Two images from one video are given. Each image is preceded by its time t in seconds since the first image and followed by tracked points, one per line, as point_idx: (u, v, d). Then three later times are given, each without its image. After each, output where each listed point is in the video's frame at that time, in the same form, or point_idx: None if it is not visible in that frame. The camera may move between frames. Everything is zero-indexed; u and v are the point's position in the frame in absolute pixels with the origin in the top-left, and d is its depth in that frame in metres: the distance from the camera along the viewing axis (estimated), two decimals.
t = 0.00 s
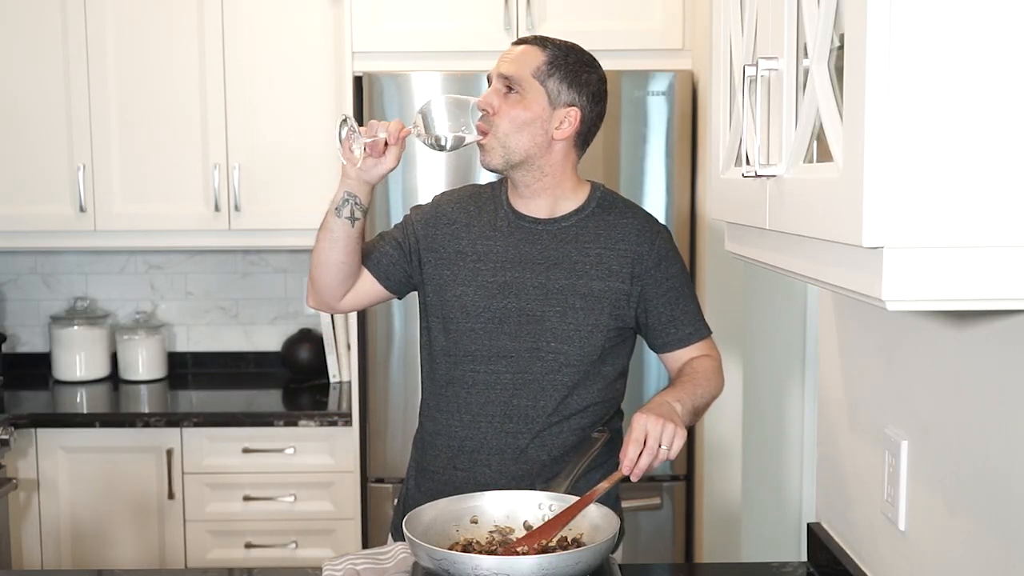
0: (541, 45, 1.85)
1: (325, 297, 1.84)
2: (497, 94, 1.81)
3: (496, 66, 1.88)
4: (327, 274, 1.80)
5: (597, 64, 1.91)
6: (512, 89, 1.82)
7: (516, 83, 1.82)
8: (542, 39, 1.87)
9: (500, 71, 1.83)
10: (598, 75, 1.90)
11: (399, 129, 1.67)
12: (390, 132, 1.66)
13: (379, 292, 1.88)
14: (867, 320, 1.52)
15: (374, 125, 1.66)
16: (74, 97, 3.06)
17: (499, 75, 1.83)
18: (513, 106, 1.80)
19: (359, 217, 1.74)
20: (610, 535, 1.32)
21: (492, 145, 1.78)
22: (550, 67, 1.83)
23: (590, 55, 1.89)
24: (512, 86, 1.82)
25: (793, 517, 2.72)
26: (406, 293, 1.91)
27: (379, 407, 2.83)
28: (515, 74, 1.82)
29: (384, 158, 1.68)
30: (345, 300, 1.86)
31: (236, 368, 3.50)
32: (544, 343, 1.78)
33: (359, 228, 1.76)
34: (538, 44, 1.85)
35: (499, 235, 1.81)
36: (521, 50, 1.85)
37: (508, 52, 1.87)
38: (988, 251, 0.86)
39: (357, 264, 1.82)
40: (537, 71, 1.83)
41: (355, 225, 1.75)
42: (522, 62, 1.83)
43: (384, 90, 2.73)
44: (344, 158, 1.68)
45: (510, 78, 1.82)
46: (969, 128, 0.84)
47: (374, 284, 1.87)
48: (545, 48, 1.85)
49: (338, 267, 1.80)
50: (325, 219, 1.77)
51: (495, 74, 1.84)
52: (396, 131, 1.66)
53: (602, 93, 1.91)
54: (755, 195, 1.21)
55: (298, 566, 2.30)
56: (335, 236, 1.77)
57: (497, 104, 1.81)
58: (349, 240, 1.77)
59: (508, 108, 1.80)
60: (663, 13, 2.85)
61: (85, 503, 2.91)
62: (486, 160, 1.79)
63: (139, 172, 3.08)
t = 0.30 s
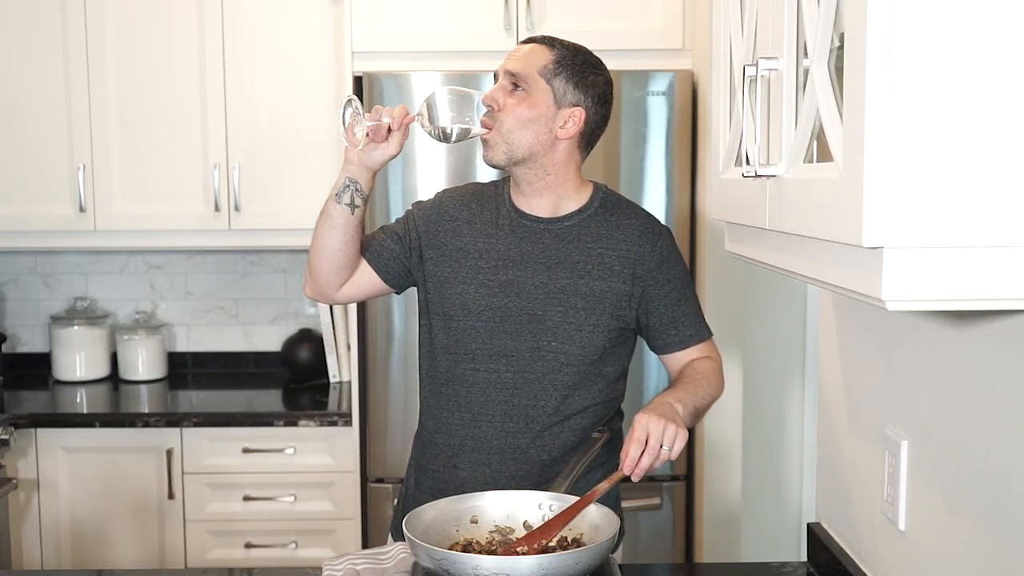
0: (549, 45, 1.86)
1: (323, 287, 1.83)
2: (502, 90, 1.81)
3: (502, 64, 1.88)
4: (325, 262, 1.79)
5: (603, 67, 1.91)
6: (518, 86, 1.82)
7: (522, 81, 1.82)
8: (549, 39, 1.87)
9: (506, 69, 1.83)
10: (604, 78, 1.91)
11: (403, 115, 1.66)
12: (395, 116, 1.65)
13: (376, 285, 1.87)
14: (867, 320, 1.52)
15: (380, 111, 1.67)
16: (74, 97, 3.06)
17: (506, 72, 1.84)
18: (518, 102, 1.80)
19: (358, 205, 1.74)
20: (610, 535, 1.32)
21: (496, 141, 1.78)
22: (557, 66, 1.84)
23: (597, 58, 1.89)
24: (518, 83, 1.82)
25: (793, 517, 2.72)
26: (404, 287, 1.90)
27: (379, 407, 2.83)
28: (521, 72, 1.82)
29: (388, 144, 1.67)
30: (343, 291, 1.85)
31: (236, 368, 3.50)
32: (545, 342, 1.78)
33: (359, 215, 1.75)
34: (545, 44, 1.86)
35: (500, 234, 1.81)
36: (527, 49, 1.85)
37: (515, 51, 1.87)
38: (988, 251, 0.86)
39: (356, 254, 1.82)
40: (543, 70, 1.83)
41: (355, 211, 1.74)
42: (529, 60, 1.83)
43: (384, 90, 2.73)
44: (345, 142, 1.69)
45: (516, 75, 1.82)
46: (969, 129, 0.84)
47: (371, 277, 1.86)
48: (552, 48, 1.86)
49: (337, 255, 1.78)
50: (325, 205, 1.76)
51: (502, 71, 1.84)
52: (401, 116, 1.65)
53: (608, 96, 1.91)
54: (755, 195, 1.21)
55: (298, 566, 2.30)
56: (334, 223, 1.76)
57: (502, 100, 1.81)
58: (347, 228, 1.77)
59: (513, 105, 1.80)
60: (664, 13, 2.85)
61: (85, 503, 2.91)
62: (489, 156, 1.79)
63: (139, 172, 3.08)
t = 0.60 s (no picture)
0: (548, 45, 1.86)
1: (322, 285, 1.83)
2: (502, 91, 1.82)
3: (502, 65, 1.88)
4: (324, 259, 1.79)
5: (603, 67, 1.91)
6: (518, 86, 1.82)
7: (522, 81, 1.82)
8: (549, 40, 1.88)
9: (506, 70, 1.84)
10: (604, 78, 1.91)
11: (403, 110, 1.67)
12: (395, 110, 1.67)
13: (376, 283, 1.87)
14: (867, 320, 1.52)
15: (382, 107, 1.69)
16: (74, 97, 3.06)
17: (506, 73, 1.84)
18: (518, 102, 1.80)
19: (358, 202, 1.74)
20: (610, 535, 1.32)
21: (496, 141, 1.78)
22: (557, 67, 1.84)
23: (597, 58, 1.89)
24: (518, 83, 1.82)
25: (793, 517, 2.72)
26: (404, 286, 1.91)
27: (378, 407, 2.83)
28: (521, 72, 1.82)
29: (388, 140, 1.69)
30: (342, 289, 1.85)
31: (236, 368, 3.50)
32: (545, 341, 1.78)
33: (359, 211, 1.76)
34: (545, 44, 1.86)
35: (500, 234, 1.81)
36: (527, 50, 1.85)
37: (515, 52, 1.87)
38: (988, 251, 0.86)
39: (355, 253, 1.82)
40: (543, 70, 1.83)
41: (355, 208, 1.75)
42: (528, 61, 1.84)
43: (384, 90, 2.73)
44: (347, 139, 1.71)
45: (516, 76, 1.82)
46: (969, 128, 0.84)
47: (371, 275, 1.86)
48: (552, 48, 1.86)
49: (335, 252, 1.79)
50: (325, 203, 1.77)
51: (501, 71, 1.84)
52: (401, 110, 1.67)
53: (608, 96, 1.91)
54: (755, 195, 1.21)
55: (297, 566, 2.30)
56: (334, 220, 1.76)
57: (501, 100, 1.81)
58: (347, 225, 1.77)
59: (512, 105, 1.80)
60: (663, 13, 2.85)
61: (85, 504, 2.92)
62: (488, 156, 1.79)
63: (139, 172, 3.08)
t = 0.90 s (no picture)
0: (538, 47, 1.85)
1: (325, 299, 1.84)
2: (494, 96, 1.82)
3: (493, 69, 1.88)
4: (326, 276, 1.80)
5: (593, 65, 1.91)
6: (510, 91, 1.82)
7: (513, 86, 1.82)
8: (538, 41, 1.87)
9: (497, 75, 1.83)
10: (595, 77, 1.90)
11: (398, 130, 1.65)
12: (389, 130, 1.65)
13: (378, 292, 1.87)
14: (867, 320, 1.52)
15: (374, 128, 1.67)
16: (74, 97, 3.06)
17: (497, 77, 1.83)
18: (510, 107, 1.80)
19: (359, 220, 1.74)
20: (610, 535, 1.32)
21: (491, 147, 1.78)
22: (548, 69, 1.84)
23: (587, 56, 1.89)
24: (510, 89, 1.82)
25: (793, 517, 2.72)
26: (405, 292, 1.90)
27: (379, 407, 2.83)
28: (512, 76, 1.82)
29: (384, 161, 1.67)
30: (345, 301, 1.86)
31: (236, 368, 3.50)
32: (543, 340, 1.78)
33: (359, 228, 1.75)
34: (535, 45, 1.86)
35: (497, 233, 1.81)
36: (517, 53, 1.85)
37: (505, 55, 1.87)
38: (988, 251, 0.86)
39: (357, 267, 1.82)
40: (534, 72, 1.83)
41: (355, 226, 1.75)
42: (519, 64, 1.83)
43: (384, 90, 2.73)
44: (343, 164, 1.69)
45: (507, 81, 1.82)
46: (969, 128, 0.84)
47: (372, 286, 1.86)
48: (542, 49, 1.85)
49: (336, 270, 1.79)
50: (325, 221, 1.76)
51: (493, 76, 1.84)
52: (396, 131, 1.65)
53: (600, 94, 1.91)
54: (755, 195, 1.21)
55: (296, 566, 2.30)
56: (335, 240, 1.76)
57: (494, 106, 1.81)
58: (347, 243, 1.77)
59: (505, 110, 1.80)
60: (663, 13, 2.85)
61: (85, 503, 2.92)
62: (484, 161, 1.80)
63: (139, 172, 3.08)
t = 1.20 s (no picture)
0: (535, 56, 1.80)
1: (346, 335, 1.87)
2: (502, 116, 1.78)
3: (486, 82, 1.81)
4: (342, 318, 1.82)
5: (580, 59, 1.89)
6: (518, 111, 1.78)
7: (522, 105, 1.78)
8: (531, 46, 1.81)
9: (503, 96, 1.78)
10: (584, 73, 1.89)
11: (381, 188, 1.58)
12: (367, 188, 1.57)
13: (392, 312, 1.91)
14: (867, 320, 1.52)
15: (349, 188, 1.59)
16: (74, 97, 3.06)
17: (501, 95, 1.78)
18: (525, 131, 1.78)
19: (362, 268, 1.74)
20: (610, 535, 1.32)
21: (508, 169, 1.77)
22: (550, 79, 1.80)
23: (576, 53, 1.86)
24: (518, 108, 1.78)
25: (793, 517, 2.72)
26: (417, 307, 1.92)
27: (378, 408, 2.83)
28: (521, 98, 1.77)
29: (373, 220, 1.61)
30: (365, 331, 1.89)
31: (236, 368, 3.50)
32: (541, 339, 1.78)
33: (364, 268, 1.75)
34: (532, 57, 1.80)
35: (492, 234, 1.82)
36: (516, 67, 1.79)
37: (501, 69, 1.79)
38: (988, 251, 0.86)
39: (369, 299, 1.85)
40: (540, 88, 1.79)
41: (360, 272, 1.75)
42: (522, 80, 1.78)
43: (384, 90, 2.73)
44: (336, 232, 1.63)
45: (515, 100, 1.77)
46: (968, 127, 0.84)
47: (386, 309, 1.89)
48: (539, 60, 1.80)
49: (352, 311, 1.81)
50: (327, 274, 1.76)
51: (495, 94, 1.78)
52: (378, 192, 1.58)
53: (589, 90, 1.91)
54: (755, 195, 1.20)
55: (296, 566, 2.30)
56: (344, 288, 1.76)
57: (507, 131, 1.78)
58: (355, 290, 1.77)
59: (520, 134, 1.78)
60: (663, 13, 2.85)
61: (85, 504, 2.92)
62: (500, 181, 1.78)
63: (140, 172, 3.08)
